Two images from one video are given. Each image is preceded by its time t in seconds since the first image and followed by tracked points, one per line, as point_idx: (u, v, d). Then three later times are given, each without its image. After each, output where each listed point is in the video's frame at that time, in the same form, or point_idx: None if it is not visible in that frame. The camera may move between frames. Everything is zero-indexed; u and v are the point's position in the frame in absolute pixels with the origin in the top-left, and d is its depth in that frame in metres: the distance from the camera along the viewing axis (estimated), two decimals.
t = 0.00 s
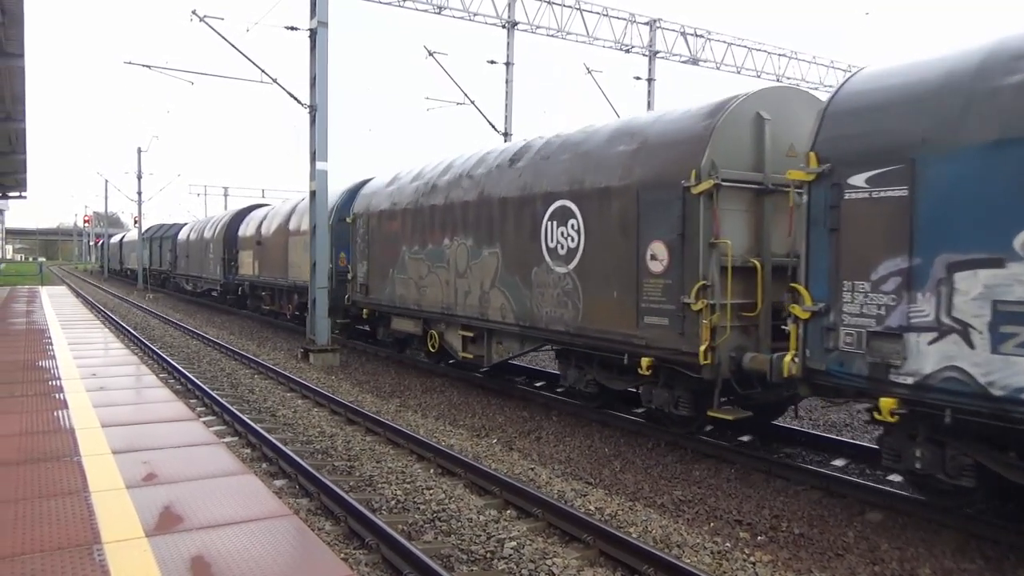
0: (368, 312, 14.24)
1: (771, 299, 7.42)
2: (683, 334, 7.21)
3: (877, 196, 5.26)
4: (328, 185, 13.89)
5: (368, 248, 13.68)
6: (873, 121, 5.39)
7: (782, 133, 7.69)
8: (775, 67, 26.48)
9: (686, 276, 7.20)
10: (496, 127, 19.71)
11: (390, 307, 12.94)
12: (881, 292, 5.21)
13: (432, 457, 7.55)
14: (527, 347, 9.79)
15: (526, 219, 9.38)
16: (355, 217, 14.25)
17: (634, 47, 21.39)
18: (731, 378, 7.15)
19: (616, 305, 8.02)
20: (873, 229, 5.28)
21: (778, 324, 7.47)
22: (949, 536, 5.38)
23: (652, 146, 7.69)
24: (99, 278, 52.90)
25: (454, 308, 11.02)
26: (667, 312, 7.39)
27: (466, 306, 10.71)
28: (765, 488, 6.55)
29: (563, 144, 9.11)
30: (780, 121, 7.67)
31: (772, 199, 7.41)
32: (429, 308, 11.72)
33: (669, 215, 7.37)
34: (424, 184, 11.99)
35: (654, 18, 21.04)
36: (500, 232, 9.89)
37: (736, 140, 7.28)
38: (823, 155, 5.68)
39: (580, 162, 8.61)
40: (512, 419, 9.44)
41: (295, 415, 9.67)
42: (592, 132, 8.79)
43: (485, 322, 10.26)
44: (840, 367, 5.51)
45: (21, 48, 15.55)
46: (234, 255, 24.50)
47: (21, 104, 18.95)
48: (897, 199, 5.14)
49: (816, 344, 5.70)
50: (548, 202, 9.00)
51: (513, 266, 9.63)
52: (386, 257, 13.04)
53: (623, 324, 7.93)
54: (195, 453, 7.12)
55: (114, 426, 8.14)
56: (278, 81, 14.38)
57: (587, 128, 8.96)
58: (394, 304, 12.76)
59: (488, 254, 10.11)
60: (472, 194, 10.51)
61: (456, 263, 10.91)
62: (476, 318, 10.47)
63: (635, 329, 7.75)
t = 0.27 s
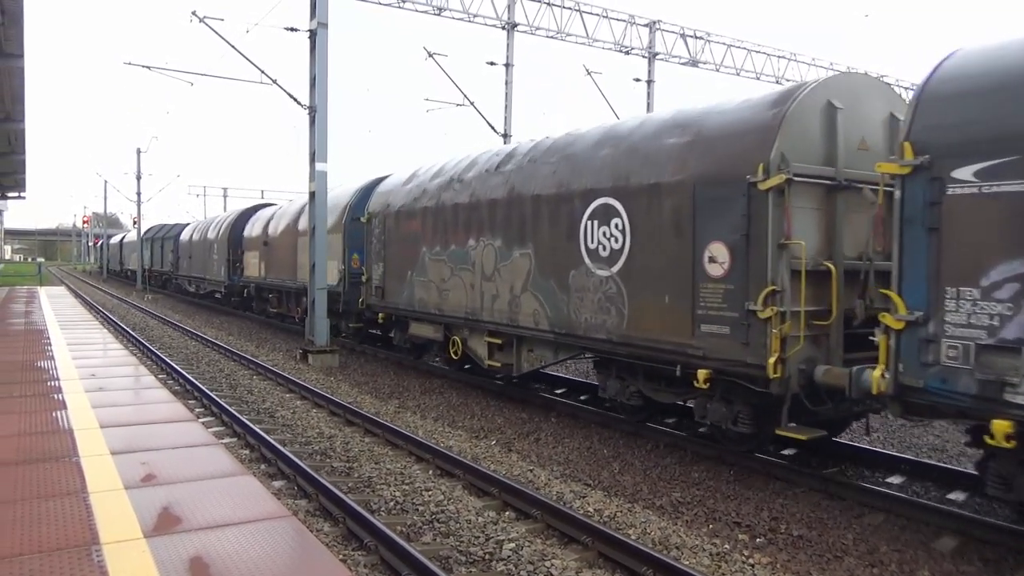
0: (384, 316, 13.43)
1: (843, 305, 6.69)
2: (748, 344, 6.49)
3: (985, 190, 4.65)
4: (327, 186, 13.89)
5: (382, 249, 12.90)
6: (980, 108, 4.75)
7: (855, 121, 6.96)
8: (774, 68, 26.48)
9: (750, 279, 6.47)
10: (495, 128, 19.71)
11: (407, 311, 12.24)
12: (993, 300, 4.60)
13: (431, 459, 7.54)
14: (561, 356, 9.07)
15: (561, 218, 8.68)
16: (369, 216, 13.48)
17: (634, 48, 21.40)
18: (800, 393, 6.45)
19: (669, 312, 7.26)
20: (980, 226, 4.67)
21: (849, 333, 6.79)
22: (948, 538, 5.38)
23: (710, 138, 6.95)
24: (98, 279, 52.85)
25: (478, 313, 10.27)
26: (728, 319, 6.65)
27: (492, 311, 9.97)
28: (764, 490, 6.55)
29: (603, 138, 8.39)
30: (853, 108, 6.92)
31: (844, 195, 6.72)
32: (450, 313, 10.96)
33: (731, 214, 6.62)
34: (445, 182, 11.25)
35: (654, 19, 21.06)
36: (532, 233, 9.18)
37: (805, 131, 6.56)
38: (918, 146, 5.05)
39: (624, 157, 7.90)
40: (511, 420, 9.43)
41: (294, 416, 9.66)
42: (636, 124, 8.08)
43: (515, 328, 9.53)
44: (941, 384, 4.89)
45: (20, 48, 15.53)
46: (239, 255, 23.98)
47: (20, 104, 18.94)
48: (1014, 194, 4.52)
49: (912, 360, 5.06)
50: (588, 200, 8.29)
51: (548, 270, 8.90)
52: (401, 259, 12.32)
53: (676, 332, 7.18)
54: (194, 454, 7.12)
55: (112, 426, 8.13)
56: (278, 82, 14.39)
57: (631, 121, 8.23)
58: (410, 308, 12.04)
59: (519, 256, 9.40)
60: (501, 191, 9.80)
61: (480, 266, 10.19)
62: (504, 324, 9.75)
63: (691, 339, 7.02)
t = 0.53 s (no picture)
0: (404, 318, 12.81)
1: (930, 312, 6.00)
2: (822, 355, 5.80)
3: None
4: (330, 187, 13.90)
5: (403, 250, 12.33)
6: None
7: (940, 110, 6.26)
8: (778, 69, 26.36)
9: (825, 281, 5.77)
10: (498, 129, 19.70)
11: (430, 314, 11.62)
12: None
13: (433, 459, 7.55)
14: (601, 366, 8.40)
15: (603, 216, 8.01)
16: (389, 214, 12.85)
17: (637, 49, 21.37)
18: (882, 409, 5.79)
19: (728, 319, 6.57)
20: None
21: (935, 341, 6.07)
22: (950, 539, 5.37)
23: (778, 127, 6.27)
24: (102, 280, 52.89)
25: (509, 318, 9.62)
26: (801, 327, 5.96)
27: (525, 316, 9.30)
28: (767, 491, 6.55)
29: (652, 130, 7.71)
30: (938, 95, 6.24)
31: (930, 188, 6.03)
32: (477, 317, 10.32)
33: (802, 210, 5.94)
34: (472, 179, 10.59)
35: (656, 20, 21.03)
36: (570, 233, 8.51)
37: (888, 119, 5.88)
38: None
39: (675, 151, 7.22)
40: (513, 421, 9.44)
41: (296, 416, 9.67)
42: (689, 115, 7.40)
43: (550, 335, 8.86)
44: None
45: (24, 49, 15.56)
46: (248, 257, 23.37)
47: (23, 105, 18.98)
48: None
49: None
50: (634, 197, 7.60)
51: (587, 272, 8.24)
52: (424, 260, 11.68)
53: (736, 341, 6.50)
54: (197, 454, 7.12)
55: (115, 427, 8.14)
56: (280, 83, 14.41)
57: (683, 111, 7.55)
58: (434, 312, 11.44)
59: (556, 257, 8.74)
60: (535, 189, 9.14)
61: (511, 268, 9.56)
62: (537, 330, 9.09)
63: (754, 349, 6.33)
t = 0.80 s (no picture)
0: (421, 323, 12.10)
1: None
2: (910, 369, 5.14)
3: None
4: (328, 187, 13.90)
5: (420, 251, 11.65)
6: None
7: None
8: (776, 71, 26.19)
9: (916, 286, 5.10)
10: (496, 129, 19.72)
11: (449, 320, 10.93)
12: None
13: (431, 460, 7.55)
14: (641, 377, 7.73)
15: (647, 214, 7.34)
16: (404, 214, 12.19)
17: (634, 50, 21.40)
18: (977, 430, 5.15)
19: (797, 328, 5.93)
20: None
21: None
22: (948, 540, 5.38)
23: (856, 114, 5.62)
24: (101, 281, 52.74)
25: (539, 323, 8.90)
26: (885, 337, 5.30)
27: (557, 320, 8.61)
28: (765, 492, 6.56)
29: (703, 120, 7.05)
30: None
31: None
32: (502, 322, 9.61)
33: (887, 206, 5.27)
34: (495, 175, 9.92)
35: (654, 21, 21.08)
36: (609, 231, 7.85)
37: (982, 104, 5.23)
38: None
39: (731, 143, 6.57)
40: (511, 422, 9.44)
41: (294, 417, 9.66)
42: (745, 104, 6.75)
43: (586, 343, 8.18)
44: None
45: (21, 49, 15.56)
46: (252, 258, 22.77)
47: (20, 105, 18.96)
48: None
49: None
50: (684, 193, 6.93)
51: (629, 274, 7.58)
52: (442, 261, 11.02)
53: (807, 352, 5.85)
54: (194, 455, 7.10)
55: (113, 428, 8.13)
56: (279, 83, 14.42)
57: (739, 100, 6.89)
58: (453, 315, 10.73)
59: (592, 258, 8.09)
60: (568, 185, 8.47)
61: (542, 269, 8.87)
62: (571, 336, 8.41)
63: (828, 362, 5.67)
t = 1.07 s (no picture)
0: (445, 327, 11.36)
1: None
2: None
3: None
4: (328, 188, 13.91)
5: (447, 253, 10.97)
6: None
7: None
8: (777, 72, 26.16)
9: None
10: (497, 131, 19.74)
11: (478, 325, 10.21)
12: None
13: (431, 461, 7.55)
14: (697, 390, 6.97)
15: (704, 211, 6.60)
16: (428, 213, 11.58)
17: (635, 52, 21.43)
18: None
19: (890, 338, 5.15)
20: None
21: None
22: (948, 541, 5.38)
23: (962, 96, 4.87)
24: (102, 282, 52.81)
25: (579, 329, 8.19)
26: (1002, 351, 4.49)
27: (599, 327, 7.90)
28: (765, 493, 6.56)
29: (771, 108, 6.31)
30: None
31: None
32: (537, 329, 8.92)
33: (999, 199, 4.53)
34: (529, 170, 9.22)
35: (654, 22, 21.12)
36: (659, 231, 7.11)
37: None
38: None
39: (805, 132, 5.84)
40: (512, 423, 9.44)
41: (295, 418, 9.66)
42: (823, 88, 6.02)
43: (633, 352, 7.44)
44: None
45: (22, 51, 15.59)
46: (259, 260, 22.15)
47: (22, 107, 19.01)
48: None
49: None
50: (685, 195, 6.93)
51: (684, 277, 6.83)
52: (469, 262, 10.35)
53: (904, 366, 5.05)
54: (195, 457, 7.09)
55: (114, 429, 8.13)
56: (280, 85, 14.44)
57: (813, 85, 6.15)
58: (482, 321, 10.08)
59: (640, 259, 7.34)
60: (611, 181, 7.74)
61: (583, 271, 8.14)
62: (616, 345, 7.68)
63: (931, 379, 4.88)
